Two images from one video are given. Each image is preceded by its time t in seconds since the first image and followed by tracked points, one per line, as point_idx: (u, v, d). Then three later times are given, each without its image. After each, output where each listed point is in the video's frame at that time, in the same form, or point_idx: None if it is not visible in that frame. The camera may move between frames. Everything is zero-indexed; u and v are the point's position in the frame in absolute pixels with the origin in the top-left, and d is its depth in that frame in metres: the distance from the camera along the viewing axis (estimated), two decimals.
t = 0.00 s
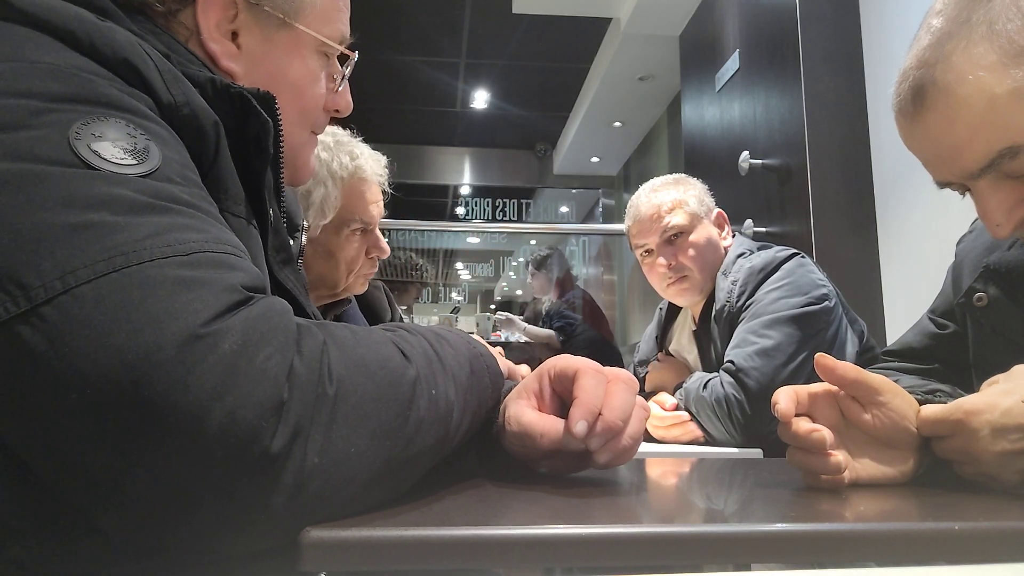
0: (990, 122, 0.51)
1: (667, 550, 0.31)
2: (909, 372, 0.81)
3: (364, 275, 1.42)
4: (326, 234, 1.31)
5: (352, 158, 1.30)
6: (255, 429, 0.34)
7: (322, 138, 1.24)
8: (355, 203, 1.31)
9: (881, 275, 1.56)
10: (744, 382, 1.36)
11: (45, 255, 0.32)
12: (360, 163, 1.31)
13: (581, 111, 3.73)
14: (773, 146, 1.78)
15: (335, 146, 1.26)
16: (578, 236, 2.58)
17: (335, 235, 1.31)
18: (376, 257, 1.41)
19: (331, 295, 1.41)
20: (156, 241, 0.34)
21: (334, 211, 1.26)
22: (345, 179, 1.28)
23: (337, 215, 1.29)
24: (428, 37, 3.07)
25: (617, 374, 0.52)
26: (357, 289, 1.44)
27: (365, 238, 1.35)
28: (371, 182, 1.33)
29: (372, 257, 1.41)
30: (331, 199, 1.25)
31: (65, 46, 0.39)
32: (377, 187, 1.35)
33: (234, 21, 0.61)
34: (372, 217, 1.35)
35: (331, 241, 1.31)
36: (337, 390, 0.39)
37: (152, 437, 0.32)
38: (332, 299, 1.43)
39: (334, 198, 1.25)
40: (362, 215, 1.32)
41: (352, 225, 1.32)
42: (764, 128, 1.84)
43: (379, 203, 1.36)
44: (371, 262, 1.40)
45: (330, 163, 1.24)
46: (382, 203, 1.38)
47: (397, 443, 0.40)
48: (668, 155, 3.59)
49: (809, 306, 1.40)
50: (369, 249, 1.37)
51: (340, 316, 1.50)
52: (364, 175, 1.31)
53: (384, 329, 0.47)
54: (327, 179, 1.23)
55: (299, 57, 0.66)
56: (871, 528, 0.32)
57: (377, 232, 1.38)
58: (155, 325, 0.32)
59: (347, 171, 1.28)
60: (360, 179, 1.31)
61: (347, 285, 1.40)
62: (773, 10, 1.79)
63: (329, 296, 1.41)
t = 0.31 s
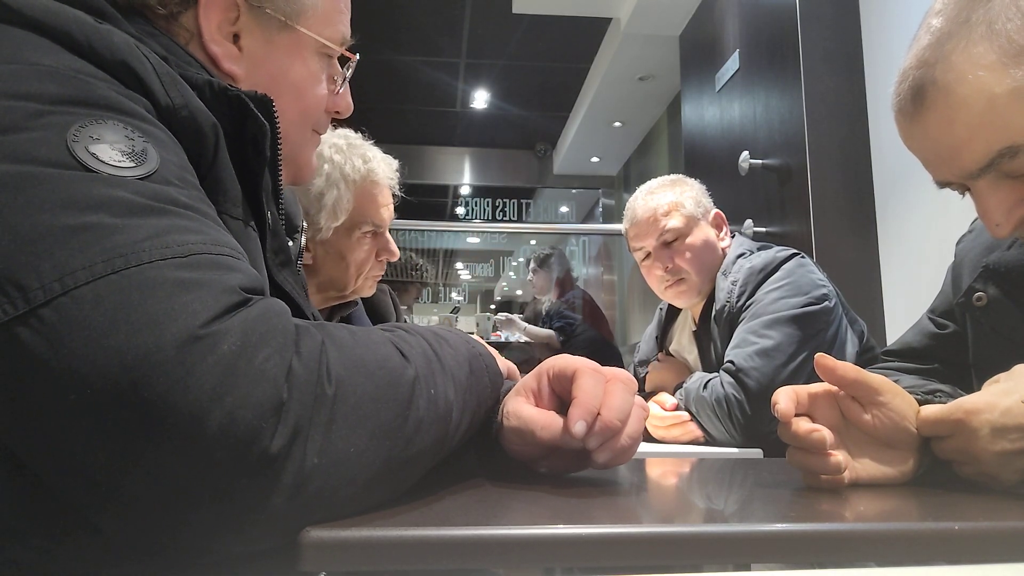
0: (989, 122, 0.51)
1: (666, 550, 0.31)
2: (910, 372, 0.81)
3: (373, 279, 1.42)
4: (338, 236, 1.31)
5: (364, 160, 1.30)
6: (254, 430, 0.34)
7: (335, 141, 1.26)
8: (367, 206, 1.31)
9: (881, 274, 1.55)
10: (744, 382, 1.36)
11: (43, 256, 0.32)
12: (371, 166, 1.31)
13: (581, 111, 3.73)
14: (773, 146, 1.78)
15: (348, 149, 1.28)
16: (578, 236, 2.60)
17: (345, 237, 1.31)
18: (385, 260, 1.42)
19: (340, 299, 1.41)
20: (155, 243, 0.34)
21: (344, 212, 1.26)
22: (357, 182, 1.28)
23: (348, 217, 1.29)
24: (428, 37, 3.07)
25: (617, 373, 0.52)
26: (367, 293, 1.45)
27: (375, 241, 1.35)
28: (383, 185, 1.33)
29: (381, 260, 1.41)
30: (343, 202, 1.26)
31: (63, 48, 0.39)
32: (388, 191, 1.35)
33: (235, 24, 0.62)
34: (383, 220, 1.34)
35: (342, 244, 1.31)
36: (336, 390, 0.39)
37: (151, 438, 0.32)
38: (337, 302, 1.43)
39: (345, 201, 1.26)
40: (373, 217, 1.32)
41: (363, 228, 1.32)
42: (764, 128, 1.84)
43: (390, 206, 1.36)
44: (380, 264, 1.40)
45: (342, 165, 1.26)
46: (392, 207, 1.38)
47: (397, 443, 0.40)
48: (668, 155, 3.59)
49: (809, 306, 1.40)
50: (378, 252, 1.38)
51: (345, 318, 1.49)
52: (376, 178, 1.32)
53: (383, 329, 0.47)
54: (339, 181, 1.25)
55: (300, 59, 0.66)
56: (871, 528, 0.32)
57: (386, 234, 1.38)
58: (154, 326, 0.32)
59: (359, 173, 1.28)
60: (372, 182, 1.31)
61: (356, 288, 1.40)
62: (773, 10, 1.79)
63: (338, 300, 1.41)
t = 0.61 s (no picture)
0: (990, 122, 0.51)
1: (666, 551, 0.31)
2: (909, 372, 0.81)
3: (384, 282, 1.41)
4: (352, 239, 1.30)
5: (381, 165, 1.31)
6: (254, 430, 0.34)
7: (354, 145, 1.27)
8: (383, 210, 1.32)
9: (882, 274, 1.55)
10: (744, 382, 1.36)
11: (42, 258, 0.32)
12: (388, 171, 1.32)
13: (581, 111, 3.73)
14: (773, 146, 1.78)
15: (366, 154, 1.29)
16: (578, 236, 2.60)
17: (360, 241, 1.31)
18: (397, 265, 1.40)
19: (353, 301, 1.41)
20: (154, 244, 0.34)
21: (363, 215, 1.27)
22: (375, 187, 1.29)
23: (364, 221, 1.29)
24: (428, 37, 3.07)
25: (618, 372, 0.52)
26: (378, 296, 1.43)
27: (389, 246, 1.35)
28: (398, 190, 1.34)
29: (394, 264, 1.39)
30: (361, 205, 1.27)
31: (63, 49, 0.39)
32: (403, 197, 1.37)
33: (235, 24, 0.61)
34: (398, 225, 1.35)
35: (357, 247, 1.31)
36: (336, 390, 0.39)
37: (150, 438, 0.32)
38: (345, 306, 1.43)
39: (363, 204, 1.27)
40: (388, 222, 1.33)
41: (378, 232, 1.32)
42: (764, 128, 1.84)
43: (404, 211, 1.37)
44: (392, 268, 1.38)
45: (361, 169, 1.27)
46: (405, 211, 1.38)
47: (397, 443, 0.40)
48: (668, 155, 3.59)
49: (809, 306, 1.40)
50: (391, 257, 1.37)
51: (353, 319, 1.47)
52: (393, 184, 1.33)
53: (382, 329, 0.47)
54: (356, 185, 1.26)
55: (300, 59, 0.66)
56: (872, 527, 0.32)
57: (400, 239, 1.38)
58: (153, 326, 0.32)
59: (378, 178, 1.29)
60: (389, 187, 1.32)
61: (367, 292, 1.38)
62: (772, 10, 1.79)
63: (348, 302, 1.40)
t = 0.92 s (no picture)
0: (990, 122, 0.51)
1: (666, 551, 0.31)
2: (909, 372, 0.81)
3: (365, 281, 1.36)
4: (325, 226, 1.31)
5: (355, 153, 1.31)
6: (253, 431, 0.34)
7: (333, 135, 1.31)
8: (355, 197, 1.29)
9: (882, 274, 1.55)
10: (744, 382, 1.36)
11: (41, 258, 0.32)
12: (362, 158, 1.31)
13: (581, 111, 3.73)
14: (773, 146, 1.78)
15: (346, 144, 1.31)
16: (578, 236, 2.59)
17: (330, 227, 1.30)
18: (377, 263, 1.35)
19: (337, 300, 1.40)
20: (152, 244, 0.34)
21: (325, 198, 1.28)
22: (345, 173, 1.29)
23: (332, 206, 1.29)
24: (428, 37, 3.07)
25: (618, 370, 0.53)
26: (361, 295, 1.38)
27: (363, 236, 1.32)
28: (375, 179, 1.31)
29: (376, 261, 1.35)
30: (326, 188, 1.29)
31: (63, 50, 0.39)
32: (389, 190, 1.33)
33: (235, 24, 0.62)
34: (375, 216, 1.32)
35: (326, 233, 1.30)
36: (335, 390, 0.39)
37: (150, 439, 0.32)
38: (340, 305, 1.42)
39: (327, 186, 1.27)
40: (359, 210, 1.30)
41: (348, 219, 1.30)
42: (764, 129, 1.84)
43: (386, 205, 1.33)
44: (371, 264, 1.34)
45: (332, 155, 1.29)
46: (391, 206, 1.34)
47: (397, 442, 0.40)
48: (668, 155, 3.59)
49: (809, 306, 1.40)
50: (366, 250, 1.32)
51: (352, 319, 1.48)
52: (370, 173, 1.31)
53: (383, 329, 0.47)
54: (324, 168, 1.28)
55: (300, 58, 0.66)
56: (871, 527, 0.32)
57: (380, 234, 1.34)
58: (151, 327, 0.32)
59: (348, 164, 1.29)
60: (365, 175, 1.31)
61: (342, 286, 1.35)
62: (772, 9, 1.79)
63: (328, 298, 1.37)
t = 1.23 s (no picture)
0: (991, 121, 0.51)
1: (665, 551, 0.31)
2: (909, 372, 0.82)
3: (331, 271, 1.35)
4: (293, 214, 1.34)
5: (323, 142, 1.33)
6: (253, 431, 0.34)
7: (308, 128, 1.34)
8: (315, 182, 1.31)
9: (882, 274, 1.55)
10: (744, 382, 1.36)
11: (41, 258, 0.32)
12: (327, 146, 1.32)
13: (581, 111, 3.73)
14: (773, 146, 1.78)
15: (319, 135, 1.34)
16: (578, 236, 2.60)
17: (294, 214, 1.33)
18: (340, 251, 1.34)
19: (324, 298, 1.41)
20: (152, 244, 0.34)
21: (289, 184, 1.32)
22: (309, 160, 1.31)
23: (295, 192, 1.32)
24: (428, 38, 3.07)
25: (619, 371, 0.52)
26: (331, 289, 1.37)
27: (325, 222, 1.33)
28: (335, 164, 1.32)
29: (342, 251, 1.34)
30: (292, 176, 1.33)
31: (62, 50, 0.39)
32: (354, 178, 1.34)
33: (235, 25, 0.62)
34: (334, 200, 1.32)
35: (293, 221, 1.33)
36: (336, 390, 0.39)
37: (150, 439, 0.32)
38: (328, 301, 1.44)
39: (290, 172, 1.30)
40: (319, 194, 1.31)
41: (309, 204, 1.32)
42: (764, 129, 1.84)
43: (347, 189, 1.33)
44: (334, 252, 1.33)
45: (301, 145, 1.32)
46: (356, 194, 1.34)
47: (396, 442, 0.40)
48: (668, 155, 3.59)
49: (809, 306, 1.40)
50: (327, 236, 1.33)
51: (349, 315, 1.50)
52: (335, 161, 1.32)
53: (382, 329, 0.47)
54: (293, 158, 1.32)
55: (299, 59, 0.66)
56: (871, 527, 0.32)
57: (342, 221, 1.34)
58: (151, 326, 0.32)
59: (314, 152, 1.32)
60: (330, 163, 1.32)
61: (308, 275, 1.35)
62: (772, 9, 1.79)
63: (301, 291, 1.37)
